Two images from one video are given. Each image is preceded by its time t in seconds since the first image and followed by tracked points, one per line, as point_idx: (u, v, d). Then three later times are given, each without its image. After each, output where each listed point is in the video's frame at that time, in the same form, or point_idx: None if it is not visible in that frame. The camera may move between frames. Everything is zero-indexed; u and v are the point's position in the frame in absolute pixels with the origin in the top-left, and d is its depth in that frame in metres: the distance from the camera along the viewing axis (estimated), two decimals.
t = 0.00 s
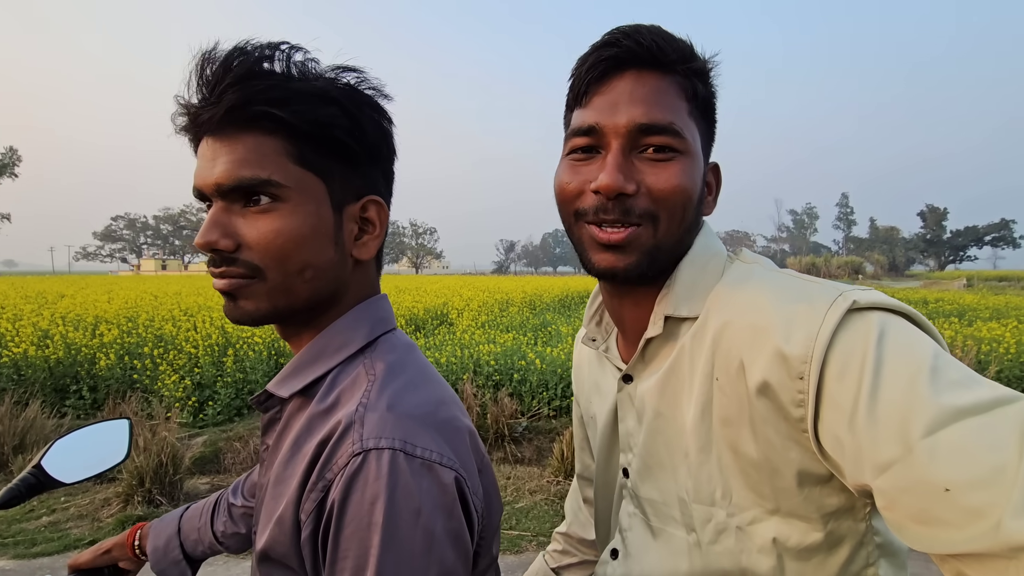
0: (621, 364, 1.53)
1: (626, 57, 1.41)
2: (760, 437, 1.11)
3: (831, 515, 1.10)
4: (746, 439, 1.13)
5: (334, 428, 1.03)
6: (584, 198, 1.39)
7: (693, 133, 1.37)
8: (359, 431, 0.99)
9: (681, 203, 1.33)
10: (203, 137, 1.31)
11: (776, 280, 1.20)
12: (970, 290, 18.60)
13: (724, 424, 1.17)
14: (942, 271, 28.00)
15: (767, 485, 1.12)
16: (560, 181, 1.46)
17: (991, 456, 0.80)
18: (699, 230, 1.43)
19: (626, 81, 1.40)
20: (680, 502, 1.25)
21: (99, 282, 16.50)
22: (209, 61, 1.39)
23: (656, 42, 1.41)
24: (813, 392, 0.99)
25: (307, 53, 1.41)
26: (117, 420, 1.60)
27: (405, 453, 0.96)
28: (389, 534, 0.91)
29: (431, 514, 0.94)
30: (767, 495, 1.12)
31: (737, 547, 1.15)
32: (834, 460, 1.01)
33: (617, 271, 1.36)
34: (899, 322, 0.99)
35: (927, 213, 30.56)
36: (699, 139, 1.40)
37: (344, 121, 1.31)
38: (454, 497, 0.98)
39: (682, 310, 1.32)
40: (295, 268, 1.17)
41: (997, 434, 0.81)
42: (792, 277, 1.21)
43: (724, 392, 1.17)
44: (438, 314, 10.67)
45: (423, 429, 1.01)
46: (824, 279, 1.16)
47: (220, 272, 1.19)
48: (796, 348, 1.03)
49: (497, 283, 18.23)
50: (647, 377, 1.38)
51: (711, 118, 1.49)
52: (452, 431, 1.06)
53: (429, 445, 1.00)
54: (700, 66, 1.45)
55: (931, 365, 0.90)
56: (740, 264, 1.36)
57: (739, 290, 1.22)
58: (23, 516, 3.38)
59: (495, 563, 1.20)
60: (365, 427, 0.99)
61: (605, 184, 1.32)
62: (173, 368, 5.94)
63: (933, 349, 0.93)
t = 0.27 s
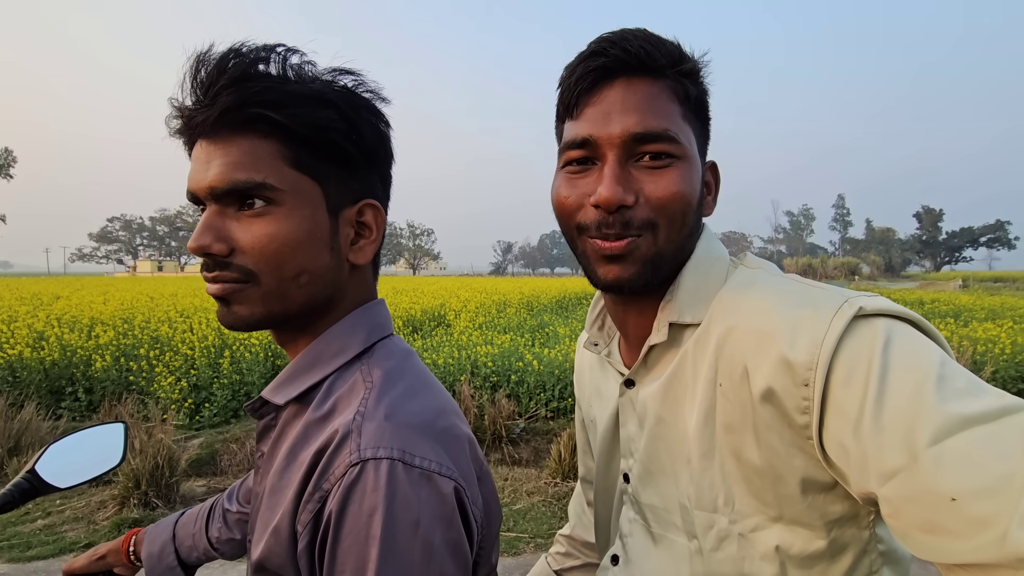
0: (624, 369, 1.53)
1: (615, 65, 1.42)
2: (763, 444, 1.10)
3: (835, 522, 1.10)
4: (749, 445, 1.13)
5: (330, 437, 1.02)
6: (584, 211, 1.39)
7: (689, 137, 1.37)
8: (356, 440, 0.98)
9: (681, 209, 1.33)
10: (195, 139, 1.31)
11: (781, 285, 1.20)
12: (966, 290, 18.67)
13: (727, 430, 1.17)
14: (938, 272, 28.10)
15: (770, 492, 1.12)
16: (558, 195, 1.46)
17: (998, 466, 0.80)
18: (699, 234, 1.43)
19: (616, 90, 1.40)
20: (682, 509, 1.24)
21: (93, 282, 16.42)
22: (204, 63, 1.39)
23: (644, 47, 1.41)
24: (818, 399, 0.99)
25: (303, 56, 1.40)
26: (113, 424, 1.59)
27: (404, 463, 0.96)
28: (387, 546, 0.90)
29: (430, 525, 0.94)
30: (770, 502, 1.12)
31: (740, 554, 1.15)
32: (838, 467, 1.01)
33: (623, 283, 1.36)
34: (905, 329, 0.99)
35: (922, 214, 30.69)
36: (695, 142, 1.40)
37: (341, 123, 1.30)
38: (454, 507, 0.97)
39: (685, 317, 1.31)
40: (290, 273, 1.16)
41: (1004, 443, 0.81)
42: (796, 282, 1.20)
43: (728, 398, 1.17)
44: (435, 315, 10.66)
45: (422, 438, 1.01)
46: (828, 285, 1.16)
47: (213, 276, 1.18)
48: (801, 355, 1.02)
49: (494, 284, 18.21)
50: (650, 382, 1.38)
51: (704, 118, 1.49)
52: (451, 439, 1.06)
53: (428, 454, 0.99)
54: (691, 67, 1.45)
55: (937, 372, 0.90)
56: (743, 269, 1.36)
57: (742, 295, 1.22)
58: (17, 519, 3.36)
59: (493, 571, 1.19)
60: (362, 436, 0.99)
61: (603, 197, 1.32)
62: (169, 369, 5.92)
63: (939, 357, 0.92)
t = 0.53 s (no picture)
0: (617, 364, 1.54)
1: (613, 60, 1.42)
2: (754, 438, 1.11)
3: (824, 514, 1.11)
4: (740, 440, 1.14)
5: (323, 432, 1.03)
6: (578, 203, 1.39)
7: (684, 134, 1.38)
8: (349, 434, 0.99)
9: (674, 205, 1.34)
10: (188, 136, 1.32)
11: (771, 281, 1.21)
12: (962, 290, 18.74)
13: (718, 425, 1.18)
14: (934, 271, 28.19)
15: (760, 485, 1.13)
16: (553, 186, 1.47)
17: (982, 458, 0.81)
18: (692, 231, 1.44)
19: (614, 84, 1.41)
20: (674, 503, 1.25)
21: (91, 285, 16.39)
22: (197, 62, 1.40)
23: (643, 43, 1.42)
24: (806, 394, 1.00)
25: (296, 54, 1.41)
26: (111, 422, 1.60)
27: (396, 457, 0.96)
28: (380, 539, 0.91)
29: (423, 519, 0.94)
30: (760, 495, 1.13)
31: (731, 546, 1.16)
32: (826, 461, 1.02)
33: (612, 277, 1.36)
34: (892, 324, 0.99)
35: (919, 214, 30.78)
36: (691, 140, 1.41)
37: (334, 121, 1.31)
38: (446, 501, 0.98)
39: (677, 313, 1.33)
40: (283, 271, 1.17)
41: (988, 436, 0.82)
42: (787, 278, 1.21)
43: (718, 393, 1.18)
44: (433, 316, 10.66)
45: (415, 432, 1.01)
46: (818, 280, 1.17)
47: (207, 274, 1.19)
48: (789, 350, 1.03)
49: (492, 285, 18.22)
50: (643, 377, 1.39)
51: (701, 116, 1.49)
52: (444, 434, 1.07)
53: (421, 448, 1.00)
54: (689, 65, 1.46)
55: (922, 367, 0.91)
56: (735, 266, 1.37)
57: (733, 290, 1.23)
58: (14, 521, 3.36)
59: (487, 565, 1.20)
60: (355, 430, 0.99)
61: (597, 189, 1.33)
62: (167, 371, 5.91)
63: (925, 351, 0.93)
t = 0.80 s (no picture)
0: (618, 364, 1.53)
1: (618, 56, 1.42)
2: (756, 438, 1.11)
3: (827, 515, 1.11)
4: (742, 440, 1.14)
5: (325, 436, 1.03)
6: (583, 199, 1.40)
7: (690, 130, 1.38)
8: (350, 439, 0.99)
9: (680, 202, 1.34)
10: (186, 138, 1.31)
11: (774, 281, 1.21)
12: (961, 288, 18.78)
13: (720, 425, 1.18)
14: (932, 269, 28.23)
15: (763, 485, 1.13)
16: (558, 183, 1.47)
17: (985, 459, 0.81)
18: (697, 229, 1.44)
19: (619, 81, 1.40)
20: (676, 503, 1.25)
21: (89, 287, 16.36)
22: (193, 63, 1.39)
23: (648, 40, 1.41)
24: (809, 394, 1.00)
25: (293, 55, 1.41)
26: (110, 425, 1.59)
27: (398, 461, 0.96)
28: (383, 544, 0.91)
29: (426, 523, 0.94)
30: (763, 495, 1.13)
31: (734, 546, 1.16)
32: (829, 461, 1.02)
33: (618, 273, 1.37)
34: (896, 325, 0.99)
35: (917, 212, 30.83)
36: (696, 137, 1.40)
37: (333, 123, 1.31)
38: (449, 505, 0.97)
39: (680, 312, 1.32)
40: (283, 274, 1.17)
41: (992, 437, 0.82)
42: (791, 278, 1.21)
43: (721, 393, 1.18)
44: (432, 316, 10.66)
45: (417, 436, 1.01)
46: (822, 281, 1.17)
47: (206, 277, 1.18)
48: (792, 350, 1.03)
49: (491, 285, 18.22)
50: (644, 377, 1.39)
51: (706, 114, 1.49)
52: (446, 437, 1.07)
53: (423, 452, 0.99)
54: (694, 62, 1.46)
55: (926, 367, 0.91)
56: (739, 265, 1.37)
57: (737, 290, 1.23)
58: (14, 524, 3.35)
59: (490, 568, 1.20)
60: (357, 434, 0.99)
61: (602, 184, 1.33)
62: (166, 373, 5.90)
63: (929, 352, 0.93)
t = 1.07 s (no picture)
0: (620, 366, 1.53)
1: (609, 62, 1.42)
2: (762, 443, 1.11)
3: (831, 522, 1.11)
4: (747, 445, 1.13)
5: (322, 449, 1.02)
6: (576, 204, 1.40)
7: (682, 132, 1.37)
8: (348, 452, 0.98)
9: (671, 204, 1.33)
10: (179, 145, 1.30)
11: (780, 285, 1.20)
12: (960, 285, 18.80)
13: (724, 430, 1.17)
14: (932, 266, 28.24)
15: (766, 491, 1.12)
16: (554, 189, 1.48)
17: (997, 467, 0.80)
18: (696, 232, 1.43)
19: (609, 87, 1.41)
20: (678, 507, 1.24)
21: (88, 288, 16.34)
22: (187, 69, 1.37)
23: (637, 44, 1.41)
24: (817, 400, 1.00)
25: (288, 59, 1.39)
26: (109, 431, 1.59)
27: (396, 474, 0.96)
28: (381, 559, 0.90)
29: (425, 535, 0.94)
30: (766, 501, 1.13)
31: (736, 551, 1.16)
32: (836, 468, 1.01)
33: (612, 276, 1.36)
34: (903, 331, 0.99)
35: (916, 209, 30.83)
36: (691, 138, 1.39)
37: (328, 129, 1.30)
38: (448, 518, 0.97)
39: (683, 315, 1.32)
40: (279, 282, 1.16)
41: (1003, 444, 0.82)
42: (796, 283, 1.21)
43: (726, 397, 1.17)
44: (432, 316, 10.66)
45: (415, 448, 1.01)
46: (828, 285, 1.16)
47: (200, 286, 1.18)
48: (800, 355, 1.03)
49: (491, 285, 18.21)
50: (645, 380, 1.38)
51: (705, 115, 1.47)
52: (445, 448, 1.06)
53: (421, 464, 0.99)
54: (688, 63, 1.44)
55: (936, 374, 0.90)
56: (743, 269, 1.36)
57: (742, 294, 1.22)
58: (14, 528, 3.34)
59: None
60: (354, 447, 0.98)
61: (591, 189, 1.34)
62: (165, 375, 5.89)
63: (938, 358, 0.93)
